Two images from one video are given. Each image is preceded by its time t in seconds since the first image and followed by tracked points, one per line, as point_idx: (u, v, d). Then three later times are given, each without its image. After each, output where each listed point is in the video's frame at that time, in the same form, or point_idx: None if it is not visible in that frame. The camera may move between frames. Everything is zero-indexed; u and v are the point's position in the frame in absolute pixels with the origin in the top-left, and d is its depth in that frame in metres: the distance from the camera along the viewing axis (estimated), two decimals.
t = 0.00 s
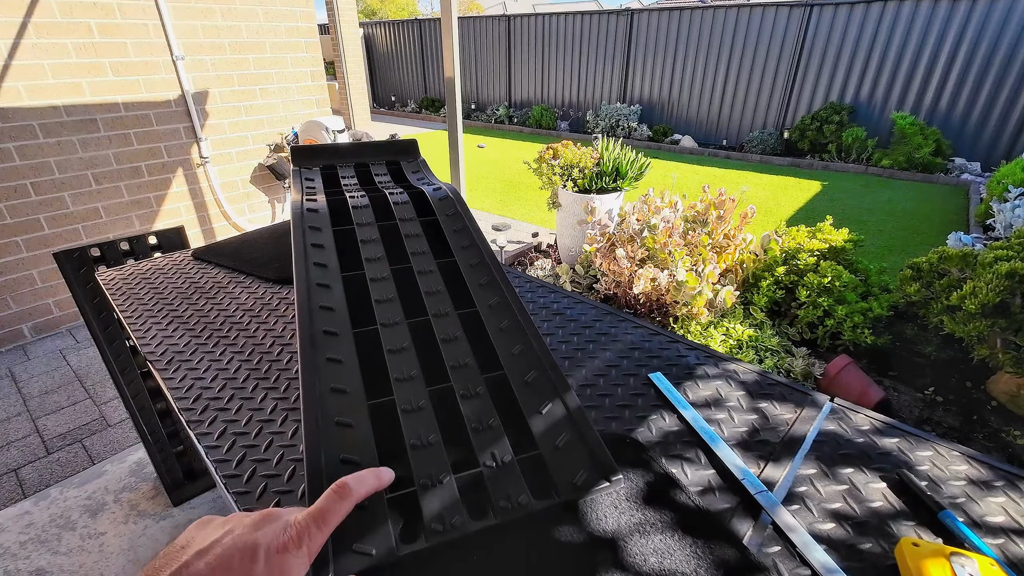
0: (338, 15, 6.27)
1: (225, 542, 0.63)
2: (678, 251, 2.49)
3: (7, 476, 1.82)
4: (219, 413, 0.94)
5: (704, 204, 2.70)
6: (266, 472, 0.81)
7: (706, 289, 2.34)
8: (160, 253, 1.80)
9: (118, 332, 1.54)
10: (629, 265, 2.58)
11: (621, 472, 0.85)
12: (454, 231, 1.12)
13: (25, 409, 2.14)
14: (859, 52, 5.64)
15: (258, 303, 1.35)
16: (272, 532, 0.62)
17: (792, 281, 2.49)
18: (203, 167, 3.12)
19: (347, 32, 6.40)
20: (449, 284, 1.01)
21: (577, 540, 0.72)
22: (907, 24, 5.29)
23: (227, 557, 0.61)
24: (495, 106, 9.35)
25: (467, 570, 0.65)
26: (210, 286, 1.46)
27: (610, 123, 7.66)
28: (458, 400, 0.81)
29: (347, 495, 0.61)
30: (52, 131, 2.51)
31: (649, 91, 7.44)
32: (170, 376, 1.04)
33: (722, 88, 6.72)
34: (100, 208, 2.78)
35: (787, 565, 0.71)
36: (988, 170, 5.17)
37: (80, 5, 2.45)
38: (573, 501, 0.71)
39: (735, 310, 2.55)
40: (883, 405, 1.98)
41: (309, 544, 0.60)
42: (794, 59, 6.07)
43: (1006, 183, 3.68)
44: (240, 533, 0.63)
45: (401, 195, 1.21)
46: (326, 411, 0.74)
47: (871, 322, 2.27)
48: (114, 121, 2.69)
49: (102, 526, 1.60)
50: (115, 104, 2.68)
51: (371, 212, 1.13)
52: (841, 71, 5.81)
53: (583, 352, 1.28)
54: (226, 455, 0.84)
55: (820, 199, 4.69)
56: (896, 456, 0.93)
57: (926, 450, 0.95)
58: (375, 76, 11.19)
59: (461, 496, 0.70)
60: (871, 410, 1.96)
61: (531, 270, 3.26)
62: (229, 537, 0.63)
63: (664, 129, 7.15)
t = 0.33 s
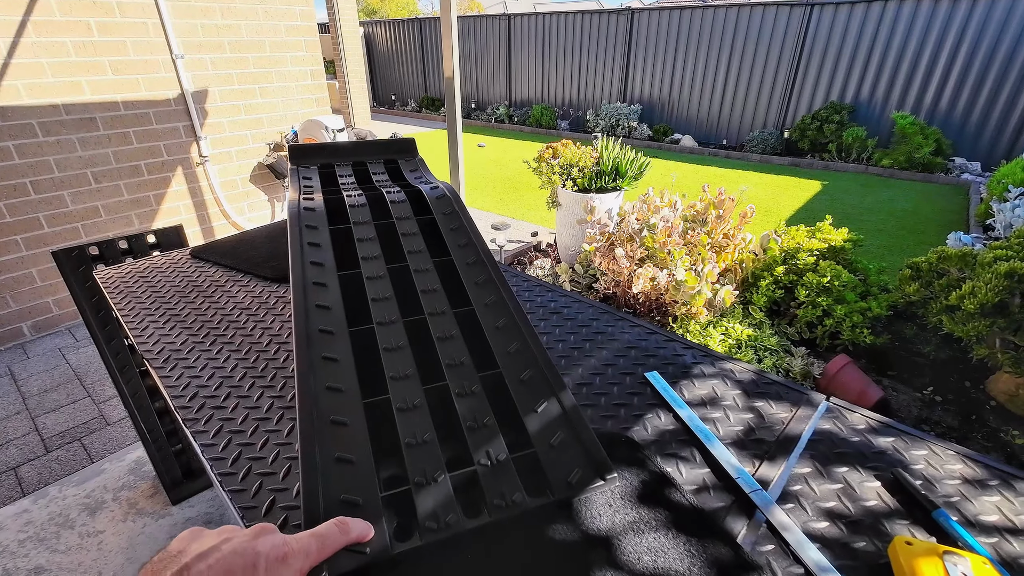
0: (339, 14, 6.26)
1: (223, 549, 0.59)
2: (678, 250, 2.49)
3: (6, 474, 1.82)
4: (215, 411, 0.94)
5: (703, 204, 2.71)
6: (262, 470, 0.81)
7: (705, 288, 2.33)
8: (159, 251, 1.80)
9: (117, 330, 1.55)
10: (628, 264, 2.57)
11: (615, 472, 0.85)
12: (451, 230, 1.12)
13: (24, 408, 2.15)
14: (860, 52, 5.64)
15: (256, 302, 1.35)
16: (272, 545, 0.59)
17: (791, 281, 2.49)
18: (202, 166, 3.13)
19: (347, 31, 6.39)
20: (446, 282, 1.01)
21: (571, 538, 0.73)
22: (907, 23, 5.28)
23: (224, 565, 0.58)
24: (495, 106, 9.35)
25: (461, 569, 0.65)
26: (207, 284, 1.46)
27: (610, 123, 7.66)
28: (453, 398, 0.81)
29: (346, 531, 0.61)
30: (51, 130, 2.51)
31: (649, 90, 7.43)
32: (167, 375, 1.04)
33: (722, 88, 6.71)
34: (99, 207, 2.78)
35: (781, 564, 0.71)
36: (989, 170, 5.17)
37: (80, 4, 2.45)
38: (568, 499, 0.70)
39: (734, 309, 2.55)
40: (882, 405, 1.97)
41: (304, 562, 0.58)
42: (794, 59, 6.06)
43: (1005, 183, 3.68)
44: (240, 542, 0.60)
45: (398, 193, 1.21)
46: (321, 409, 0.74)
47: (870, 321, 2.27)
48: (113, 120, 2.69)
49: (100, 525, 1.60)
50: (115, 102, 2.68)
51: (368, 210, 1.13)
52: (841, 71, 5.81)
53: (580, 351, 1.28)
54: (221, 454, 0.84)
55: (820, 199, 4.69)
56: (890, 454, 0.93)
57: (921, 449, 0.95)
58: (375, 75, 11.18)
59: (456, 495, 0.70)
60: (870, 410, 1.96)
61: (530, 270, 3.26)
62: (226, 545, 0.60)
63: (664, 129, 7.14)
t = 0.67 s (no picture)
0: (339, 13, 6.25)
1: (276, 468, 0.59)
2: (676, 251, 2.49)
3: (6, 473, 1.82)
4: (213, 412, 0.95)
5: (702, 204, 2.71)
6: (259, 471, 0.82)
7: (703, 288, 2.34)
8: (158, 251, 1.81)
9: (116, 330, 1.55)
10: (627, 265, 2.58)
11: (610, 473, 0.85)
12: (449, 231, 1.13)
13: (24, 407, 2.15)
14: (860, 51, 5.64)
15: (254, 303, 1.35)
16: (327, 467, 0.60)
17: (789, 281, 2.49)
18: (202, 166, 3.13)
19: (347, 30, 6.38)
20: (443, 284, 1.02)
21: (565, 539, 0.73)
22: (907, 24, 5.28)
23: (278, 482, 0.58)
24: (495, 105, 9.35)
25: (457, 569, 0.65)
26: (205, 285, 1.47)
27: (610, 123, 7.66)
28: (449, 399, 0.82)
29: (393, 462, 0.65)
30: (51, 130, 2.52)
31: (649, 90, 7.43)
32: (165, 375, 1.05)
33: (722, 88, 6.71)
34: (99, 207, 2.78)
35: (773, 565, 0.71)
36: (989, 171, 5.18)
37: (80, 3, 2.46)
38: (563, 500, 0.71)
39: (733, 309, 2.55)
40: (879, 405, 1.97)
41: (356, 484, 0.61)
42: (794, 58, 6.06)
43: (1005, 184, 3.68)
44: (292, 462, 0.59)
45: (396, 195, 1.21)
46: (318, 409, 0.74)
47: (868, 321, 2.27)
48: (113, 119, 2.70)
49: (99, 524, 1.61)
50: (115, 102, 2.69)
51: (366, 212, 1.14)
52: (841, 71, 5.81)
53: (576, 352, 1.29)
54: (218, 454, 0.85)
55: (819, 199, 4.69)
56: (884, 456, 0.94)
57: (914, 450, 0.96)
58: (375, 75, 11.19)
59: (450, 495, 0.70)
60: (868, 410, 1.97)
61: (529, 270, 3.27)
62: (280, 465, 0.60)
63: (664, 129, 7.14)
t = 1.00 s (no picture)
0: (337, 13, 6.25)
1: (435, 395, 0.67)
2: (672, 251, 2.49)
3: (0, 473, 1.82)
4: (199, 414, 0.94)
5: (699, 204, 2.71)
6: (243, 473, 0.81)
7: (700, 288, 2.34)
8: (152, 251, 1.80)
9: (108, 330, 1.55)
10: (623, 265, 2.57)
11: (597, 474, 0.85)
12: (439, 231, 1.13)
13: (20, 407, 2.15)
14: (858, 51, 5.63)
15: (244, 303, 1.35)
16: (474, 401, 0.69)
17: (786, 281, 2.49)
18: (198, 166, 3.12)
19: (345, 30, 6.37)
20: (433, 284, 1.02)
21: (550, 541, 0.72)
22: (906, 23, 5.28)
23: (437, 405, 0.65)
24: (494, 105, 9.34)
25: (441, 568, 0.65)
26: (195, 285, 1.46)
27: (609, 122, 7.64)
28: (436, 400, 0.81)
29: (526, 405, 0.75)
30: (47, 129, 2.51)
31: (648, 89, 7.43)
32: (152, 376, 1.04)
33: (721, 87, 6.71)
34: (95, 206, 2.78)
35: (758, 567, 0.71)
36: (988, 170, 5.17)
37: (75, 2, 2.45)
38: (549, 501, 0.71)
39: (730, 309, 2.55)
40: (875, 405, 1.97)
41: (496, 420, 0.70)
42: (792, 58, 6.06)
43: (1002, 183, 3.68)
44: (449, 393, 0.68)
45: (387, 195, 1.21)
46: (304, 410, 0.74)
47: (865, 321, 2.27)
48: (109, 119, 2.69)
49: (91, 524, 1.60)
50: (111, 101, 2.68)
51: (356, 212, 1.14)
52: (839, 71, 5.80)
53: (567, 353, 1.28)
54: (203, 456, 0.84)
55: (818, 199, 4.69)
56: (872, 457, 0.94)
57: (902, 451, 0.96)
58: (373, 74, 11.18)
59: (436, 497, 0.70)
60: (864, 410, 1.97)
61: (526, 270, 3.26)
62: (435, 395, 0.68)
63: (663, 128, 7.13)
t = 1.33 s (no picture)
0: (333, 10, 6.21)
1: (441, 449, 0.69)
2: (670, 249, 2.47)
3: None
4: (187, 412, 0.93)
5: (697, 202, 2.70)
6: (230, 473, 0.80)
7: (698, 287, 2.32)
8: (144, 250, 1.79)
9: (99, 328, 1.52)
10: (620, 263, 2.57)
11: (590, 473, 0.83)
12: (432, 228, 1.11)
13: (12, 407, 2.13)
14: (857, 48, 5.62)
15: (236, 301, 1.34)
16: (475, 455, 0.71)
17: (784, 279, 2.48)
18: (193, 164, 3.10)
19: (343, 27, 6.34)
20: (425, 281, 1.00)
21: (542, 542, 0.70)
22: (904, 20, 5.27)
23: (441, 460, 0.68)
24: (492, 103, 9.31)
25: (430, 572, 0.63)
26: (187, 283, 1.45)
27: (606, 121, 7.62)
28: (427, 398, 0.79)
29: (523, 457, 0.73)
30: (40, 126, 2.49)
31: (646, 88, 7.41)
32: (140, 376, 1.02)
33: (720, 85, 6.69)
34: (89, 205, 2.75)
35: (754, 568, 0.70)
36: (985, 169, 5.18)
37: None
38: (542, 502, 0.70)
39: (728, 307, 2.54)
40: (872, 404, 1.96)
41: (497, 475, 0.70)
42: (790, 56, 6.05)
43: (1000, 182, 3.67)
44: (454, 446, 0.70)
45: (379, 192, 1.20)
46: (291, 409, 0.72)
47: (863, 320, 2.26)
48: (102, 117, 2.67)
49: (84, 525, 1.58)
50: (105, 99, 2.66)
51: (349, 208, 1.12)
52: (837, 69, 5.79)
53: (562, 351, 1.27)
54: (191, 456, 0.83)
55: (816, 198, 4.68)
56: (870, 456, 0.93)
57: (901, 450, 0.95)
58: (370, 72, 11.13)
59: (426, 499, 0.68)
60: (861, 409, 1.98)
61: (524, 269, 3.25)
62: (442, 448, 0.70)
63: (661, 126, 7.12)
